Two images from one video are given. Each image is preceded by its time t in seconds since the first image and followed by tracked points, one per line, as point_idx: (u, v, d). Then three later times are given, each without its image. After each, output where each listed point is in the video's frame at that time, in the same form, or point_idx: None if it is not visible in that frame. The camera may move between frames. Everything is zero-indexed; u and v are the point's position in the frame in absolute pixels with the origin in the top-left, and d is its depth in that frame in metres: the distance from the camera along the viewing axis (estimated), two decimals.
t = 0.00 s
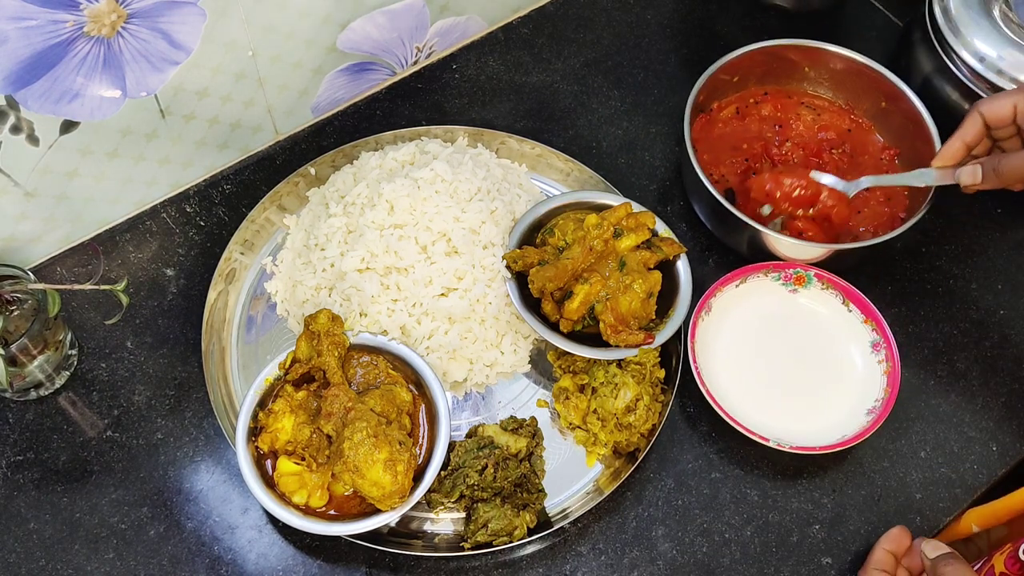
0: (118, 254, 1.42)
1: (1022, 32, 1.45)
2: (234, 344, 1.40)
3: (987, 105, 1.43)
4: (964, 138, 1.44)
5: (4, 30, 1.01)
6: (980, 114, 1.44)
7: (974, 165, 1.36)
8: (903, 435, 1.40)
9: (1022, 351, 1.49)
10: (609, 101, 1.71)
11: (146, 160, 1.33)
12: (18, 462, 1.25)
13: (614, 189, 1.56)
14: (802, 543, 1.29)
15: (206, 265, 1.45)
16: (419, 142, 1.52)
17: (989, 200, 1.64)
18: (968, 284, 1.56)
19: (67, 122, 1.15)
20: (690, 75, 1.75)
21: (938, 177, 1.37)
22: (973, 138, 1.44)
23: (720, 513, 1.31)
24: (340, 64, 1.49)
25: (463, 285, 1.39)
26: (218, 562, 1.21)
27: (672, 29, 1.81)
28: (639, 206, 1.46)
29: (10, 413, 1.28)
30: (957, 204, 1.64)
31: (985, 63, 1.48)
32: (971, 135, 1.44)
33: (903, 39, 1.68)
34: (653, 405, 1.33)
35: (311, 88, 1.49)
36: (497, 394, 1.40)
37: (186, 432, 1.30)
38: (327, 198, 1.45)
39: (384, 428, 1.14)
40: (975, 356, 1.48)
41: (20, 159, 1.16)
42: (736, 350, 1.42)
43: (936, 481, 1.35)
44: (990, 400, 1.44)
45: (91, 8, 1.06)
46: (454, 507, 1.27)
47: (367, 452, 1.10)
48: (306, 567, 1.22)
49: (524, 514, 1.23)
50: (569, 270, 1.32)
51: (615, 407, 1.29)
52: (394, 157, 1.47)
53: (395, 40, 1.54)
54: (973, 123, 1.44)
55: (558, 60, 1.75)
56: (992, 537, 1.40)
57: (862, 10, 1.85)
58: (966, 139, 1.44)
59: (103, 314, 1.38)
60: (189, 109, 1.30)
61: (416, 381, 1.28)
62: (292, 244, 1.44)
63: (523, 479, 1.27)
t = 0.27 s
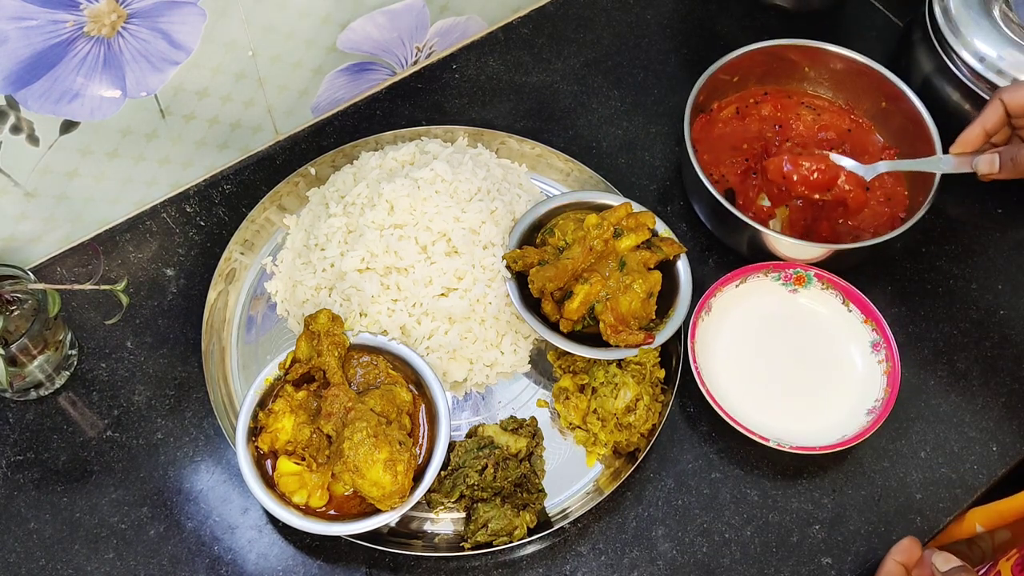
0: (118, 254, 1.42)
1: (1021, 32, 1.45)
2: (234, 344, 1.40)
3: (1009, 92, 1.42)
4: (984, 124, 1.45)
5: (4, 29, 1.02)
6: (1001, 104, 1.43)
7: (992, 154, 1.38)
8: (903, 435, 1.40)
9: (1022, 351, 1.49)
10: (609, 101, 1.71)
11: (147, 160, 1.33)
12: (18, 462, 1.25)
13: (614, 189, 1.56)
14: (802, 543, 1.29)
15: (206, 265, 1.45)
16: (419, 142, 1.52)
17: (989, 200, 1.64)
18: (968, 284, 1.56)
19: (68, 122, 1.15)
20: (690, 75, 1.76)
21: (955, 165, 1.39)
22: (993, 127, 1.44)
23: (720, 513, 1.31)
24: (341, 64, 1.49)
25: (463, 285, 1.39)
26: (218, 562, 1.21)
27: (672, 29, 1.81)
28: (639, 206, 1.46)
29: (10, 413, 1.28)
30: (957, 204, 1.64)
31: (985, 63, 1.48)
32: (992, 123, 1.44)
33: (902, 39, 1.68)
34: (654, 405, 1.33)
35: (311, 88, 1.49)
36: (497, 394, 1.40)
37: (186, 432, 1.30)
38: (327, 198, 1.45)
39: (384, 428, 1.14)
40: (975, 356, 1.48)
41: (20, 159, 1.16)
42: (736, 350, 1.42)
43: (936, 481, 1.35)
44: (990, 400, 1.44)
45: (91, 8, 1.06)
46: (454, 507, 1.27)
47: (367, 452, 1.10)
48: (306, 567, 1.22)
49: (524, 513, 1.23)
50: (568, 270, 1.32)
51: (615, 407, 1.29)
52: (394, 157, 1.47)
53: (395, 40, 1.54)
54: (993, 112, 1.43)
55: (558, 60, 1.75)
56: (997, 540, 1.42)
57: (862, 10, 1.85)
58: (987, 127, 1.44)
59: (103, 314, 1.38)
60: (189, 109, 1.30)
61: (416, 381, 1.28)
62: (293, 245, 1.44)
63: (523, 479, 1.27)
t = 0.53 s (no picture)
0: (118, 254, 1.42)
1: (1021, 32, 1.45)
2: (234, 344, 1.40)
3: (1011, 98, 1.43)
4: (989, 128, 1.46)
5: (4, 29, 1.01)
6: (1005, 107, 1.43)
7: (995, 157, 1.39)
8: (902, 435, 1.40)
9: (1022, 351, 1.49)
10: (609, 101, 1.71)
11: (147, 160, 1.33)
12: (18, 462, 1.25)
13: (614, 189, 1.56)
14: (802, 543, 1.29)
15: (206, 265, 1.44)
16: (419, 142, 1.52)
17: (989, 200, 1.64)
18: (968, 284, 1.56)
19: (67, 122, 1.15)
20: (690, 75, 1.76)
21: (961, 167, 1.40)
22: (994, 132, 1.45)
23: (720, 513, 1.31)
24: (341, 64, 1.49)
25: (463, 285, 1.39)
26: (218, 562, 1.21)
27: (672, 29, 1.81)
28: (639, 206, 1.46)
29: (10, 413, 1.28)
30: (957, 204, 1.64)
31: (985, 63, 1.48)
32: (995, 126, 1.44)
33: (902, 39, 1.69)
34: (654, 405, 1.33)
35: (311, 88, 1.49)
36: (497, 394, 1.40)
37: (186, 432, 1.30)
38: (327, 198, 1.45)
39: (384, 428, 1.14)
40: (975, 356, 1.48)
41: (20, 159, 1.16)
42: (736, 350, 1.42)
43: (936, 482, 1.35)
44: (990, 400, 1.44)
45: (91, 8, 1.06)
46: (454, 507, 1.27)
47: (367, 452, 1.10)
48: (306, 567, 1.22)
49: (524, 514, 1.23)
50: (569, 270, 1.32)
51: (615, 407, 1.29)
52: (394, 157, 1.47)
53: (395, 40, 1.54)
54: (998, 114, 1.44)
55: (558, 60, 1.75)
56: (1000, 554, 1.45)
57: (862, 10, 1.85)
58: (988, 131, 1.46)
59: (103, 314, 1.38)
60: (189, 109, 1.30)
61: (416, 381, 1.28)
62: (293, 245, 1.44)
63: (523, 479, 1.27)
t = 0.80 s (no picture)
0: (118, 254, 1.42)
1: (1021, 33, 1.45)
2: (234, 344, 1.40)
3: None
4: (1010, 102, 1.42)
5: (4, 30, 1.02)
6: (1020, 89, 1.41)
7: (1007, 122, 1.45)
8: (902, 435, 1.40)
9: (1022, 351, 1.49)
10: (609, 101, 1.71)
11: (147, 160, 1.33)
12: (18, 462, 1.25)
13: (614, 189, 1.56)
14: (802, 543, 1.29)
15: (206, 265, 1.44)
16: (419, 142, 1.52)
17: (989, 200, 1.64)
18: (968, 284, 1.56)
19: (68, 122, 1.15)
20: (690, 75, 1.75)
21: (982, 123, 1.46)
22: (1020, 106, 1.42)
23: (720, 513, 1.31)
24: (341, 64, 1.49)
25: (464, 285, 1.39)
26: (218, 562, 1.21)
27: (672, 29, 1.81)
28: (639, 206, 1.46)
29: (10, 413, 1.28)
30: (957, 204, 1.64)
31: (985, 63, 1.47)
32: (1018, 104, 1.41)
33: (902, 40, 1.69)
34: (653, 405, 1.33)
35: (311, 88, 1.49)
36: (497, 393, 1.40)
37: (186, 433, 1.30)
38: (327, 198, 1.45)
39: (384, 428, 1.14)
40: (975, 356, 1.48)
41: (20, 159, 1.16)
42: (736, 350, 1.42)
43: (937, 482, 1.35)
44: (990, 400, 1.44)
45: (91, 8, 1.06)
46: (454, 507, 1.27)
47: (367, 452, 1.10)
48: (306, 567, 1.22)
49: (524, 514, 1.23)
50: (568, 270, 1.32)
51: (614, 407, 1.29)
52: (394, 157, 1.47)
53: (395, 40, 1.54)
54: None
55: (558, 60, 1.75)
56: (1003, 561, 1.39)
57: (862, 10, 1.85)
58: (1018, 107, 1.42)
59: (103, 314, 1.38)
60: (189, 109, 1.30)
61: (416, 381, 1.28)
62: (293, 245, 1.44)
63: (523, 479, 1.27)
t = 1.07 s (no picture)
0: (118, 254, 1.42)
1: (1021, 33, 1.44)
2: (233, 344, 1.40)
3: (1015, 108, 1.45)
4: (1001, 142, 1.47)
5: (4, 30, 1.01)
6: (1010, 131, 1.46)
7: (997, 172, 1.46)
8: (902, 435, 1.40)
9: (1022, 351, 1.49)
10: (609, 101, 1.71)
11: (147, 160, 1.33)
12: (18, 462, 1.25)
13: (614, 189, 1.56)
14: (803, 543, 1.29)
15: (206, 265, 1.44)
16: (419, 142, 1.52)
17: (990, 200, 1.64)
18: (968, 284, 1.56)
19: (67, 122, 1.15)
20: (690, 75, 1.76)
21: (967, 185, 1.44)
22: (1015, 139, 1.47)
23: (720, 513, 1.31)
24: (341, 64, 1.49)
25: (463, 285, 1.39)
26: (218, 562, 1.21)
27: (672, 29, 1.81)
28: (639, 206, 1.46)
29: (10, 413, 1.28)
30: (957, 203, 1.64)
31: (985, 63, 1.46)
32: None
33: (902, 40, 1.69)
34: (653, 405, 1.33)
35: (311, 88, 1.49)
36: (497, 394, 1.40)
37: (186, 432, 1.30)
38: (327, 198, 1.45)
39: (384, 428, 1.14)
40: (975, 356, 1.48)
41: (20, 159, 1.16)
42: (736, 350, 1.42)
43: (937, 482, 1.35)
44: (990, 400, 1.44)
45: (91, 8, 1.06)
46: (454, 507, 1.27)
47: (367, 452, 1.10)
48: (306, 567, 1.22)
49: (524, 514, 1.23)
50: (568, 270, 1.32)
51: (614, 407, 1.29)
52: (394, 157, 1.47)
53: (395, 40, 1.54)
54: None
55: (558, 60, 1.75)
56: (1006, 563, 1.41)
57: (862, 11, 1.85)
58: None
59: (103, 314, 1.38)
60: (189, 109, 1.30)
61: (416, 381, 1.28)
62: (292, 244, 1.44)
63: (523, 479, 1.27)
